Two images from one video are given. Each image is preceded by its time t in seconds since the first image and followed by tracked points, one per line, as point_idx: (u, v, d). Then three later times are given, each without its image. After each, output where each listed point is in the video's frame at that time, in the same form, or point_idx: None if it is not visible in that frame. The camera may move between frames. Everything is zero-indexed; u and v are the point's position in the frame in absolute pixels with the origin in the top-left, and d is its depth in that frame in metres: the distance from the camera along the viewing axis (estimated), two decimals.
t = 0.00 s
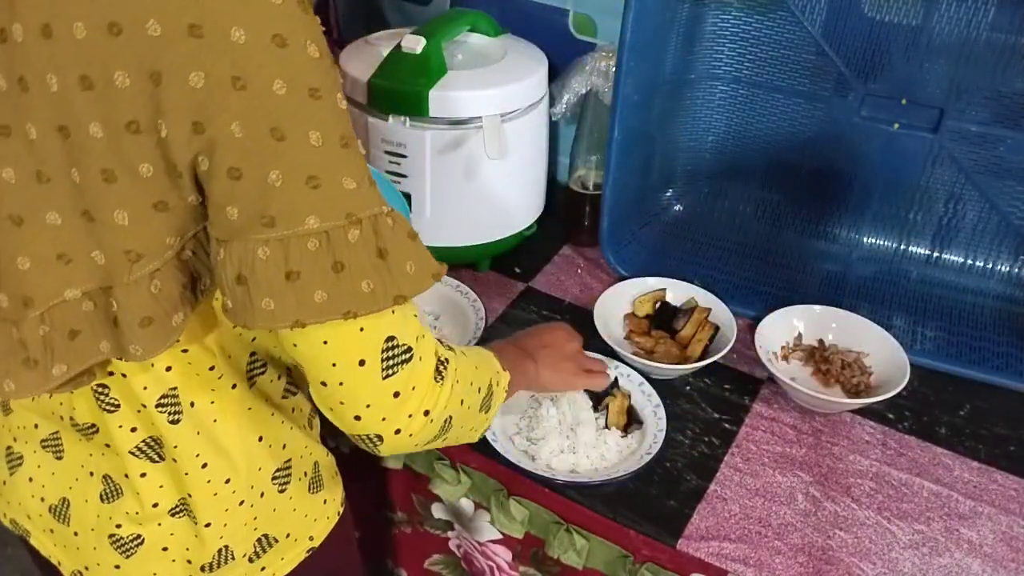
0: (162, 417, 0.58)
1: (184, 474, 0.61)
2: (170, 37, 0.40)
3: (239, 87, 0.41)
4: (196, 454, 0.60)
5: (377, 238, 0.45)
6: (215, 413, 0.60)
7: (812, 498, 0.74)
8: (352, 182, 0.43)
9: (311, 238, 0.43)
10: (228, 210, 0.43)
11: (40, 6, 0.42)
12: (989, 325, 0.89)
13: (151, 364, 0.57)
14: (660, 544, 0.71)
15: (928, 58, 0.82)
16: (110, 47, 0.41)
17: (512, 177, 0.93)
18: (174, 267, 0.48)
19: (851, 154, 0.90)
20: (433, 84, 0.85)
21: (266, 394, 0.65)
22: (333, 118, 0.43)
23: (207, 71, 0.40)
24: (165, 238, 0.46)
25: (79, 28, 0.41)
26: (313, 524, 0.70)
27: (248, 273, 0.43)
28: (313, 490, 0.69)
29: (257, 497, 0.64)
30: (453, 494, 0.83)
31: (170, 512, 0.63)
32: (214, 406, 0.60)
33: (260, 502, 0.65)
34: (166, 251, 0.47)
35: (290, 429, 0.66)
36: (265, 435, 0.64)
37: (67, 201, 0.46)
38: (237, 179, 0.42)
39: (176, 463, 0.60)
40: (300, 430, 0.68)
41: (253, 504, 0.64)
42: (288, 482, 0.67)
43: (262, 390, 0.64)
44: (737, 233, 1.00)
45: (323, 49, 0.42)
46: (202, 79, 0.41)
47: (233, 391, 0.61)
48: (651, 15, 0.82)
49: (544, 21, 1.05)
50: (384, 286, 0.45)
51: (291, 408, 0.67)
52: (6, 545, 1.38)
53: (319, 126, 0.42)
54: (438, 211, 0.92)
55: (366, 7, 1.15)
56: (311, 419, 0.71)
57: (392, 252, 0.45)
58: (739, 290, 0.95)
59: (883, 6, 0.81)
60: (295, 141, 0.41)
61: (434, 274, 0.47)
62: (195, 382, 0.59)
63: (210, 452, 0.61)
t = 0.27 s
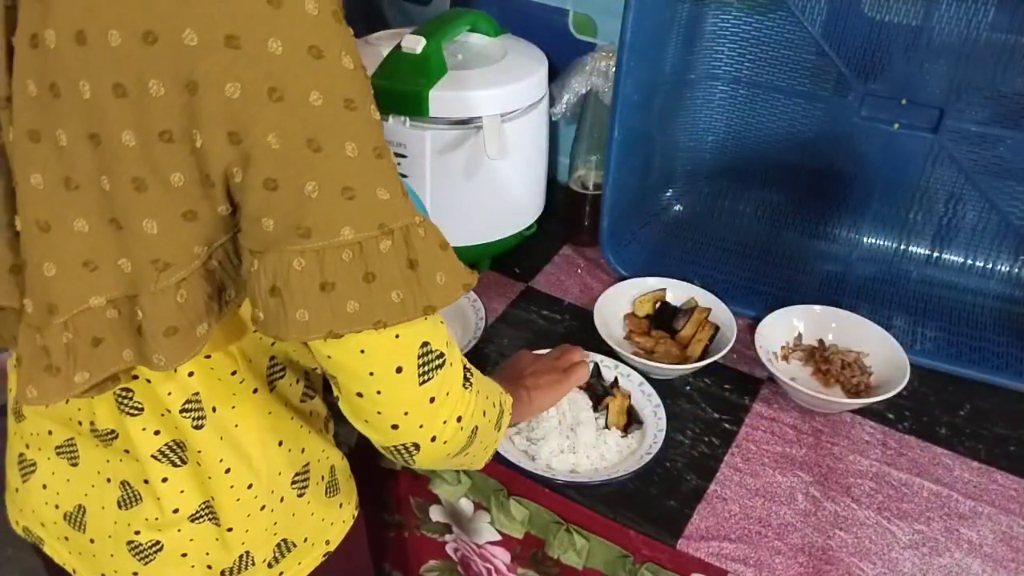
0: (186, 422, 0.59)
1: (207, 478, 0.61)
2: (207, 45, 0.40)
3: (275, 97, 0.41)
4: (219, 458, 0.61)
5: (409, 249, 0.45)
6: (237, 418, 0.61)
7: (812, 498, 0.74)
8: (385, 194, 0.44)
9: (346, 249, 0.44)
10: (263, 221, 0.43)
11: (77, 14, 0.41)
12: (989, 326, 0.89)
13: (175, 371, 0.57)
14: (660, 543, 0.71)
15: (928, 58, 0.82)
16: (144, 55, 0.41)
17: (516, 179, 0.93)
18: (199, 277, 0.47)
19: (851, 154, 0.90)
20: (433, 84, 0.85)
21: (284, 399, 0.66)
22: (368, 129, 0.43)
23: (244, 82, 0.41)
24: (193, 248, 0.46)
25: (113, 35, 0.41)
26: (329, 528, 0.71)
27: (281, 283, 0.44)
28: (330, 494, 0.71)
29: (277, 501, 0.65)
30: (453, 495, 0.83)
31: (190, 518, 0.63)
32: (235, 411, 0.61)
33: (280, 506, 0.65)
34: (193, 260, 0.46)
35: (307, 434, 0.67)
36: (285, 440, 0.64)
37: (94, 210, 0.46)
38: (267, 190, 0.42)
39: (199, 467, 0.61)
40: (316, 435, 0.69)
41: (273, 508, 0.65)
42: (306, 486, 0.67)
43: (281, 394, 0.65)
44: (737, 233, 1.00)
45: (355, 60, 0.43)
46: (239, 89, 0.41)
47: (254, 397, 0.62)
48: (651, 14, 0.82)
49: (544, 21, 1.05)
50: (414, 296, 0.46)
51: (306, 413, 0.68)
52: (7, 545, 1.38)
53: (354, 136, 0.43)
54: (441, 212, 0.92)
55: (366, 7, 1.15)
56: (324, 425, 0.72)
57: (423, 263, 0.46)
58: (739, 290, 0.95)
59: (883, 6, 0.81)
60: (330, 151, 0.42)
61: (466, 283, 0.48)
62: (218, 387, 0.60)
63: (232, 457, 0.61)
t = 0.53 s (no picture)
0: (202, 423, 0.59)
1: (223, 480, 0.61)
2: (224, 41, 0.40)
3: (291, 93, 0.41)
4: (235, 459, 0.61)
5: (412, 253, 0.45)
6: (252, 419, 0.61)
7: (812, 498, 0.74)
8: (390, 196, 0.43)
9: (349, 249, 0.43)
10: (268, 216, 0.43)
11: (94, 12, 0.42)
12: (989, 325, 0.89)
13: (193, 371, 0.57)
14: (660, 543, 0.71)
15: (928, 58, 0.82)
16: (163, 51, 0.41)
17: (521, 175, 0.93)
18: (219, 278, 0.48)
19: (851, 154, 0.91)
20: (433, 84, 0.85)
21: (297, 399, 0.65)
22: (378, 130, 0.43)
23: (260, 78, 0.41)
24: (211, 247, 0.46)
25: (131, 33, 0.41)
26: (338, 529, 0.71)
27: (283, 280, 0.43)
28: (340, 494, 0.71)
29: (290, 500, 0.65)
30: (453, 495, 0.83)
31: (205, 521, 0.63)
32: (251, 411, 0.61)
33: (293, 506, 0.66)
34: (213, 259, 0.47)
35: (319, 433, 0.68)
36: (297, 439, 0.65)
37: (111, 210, 0.46)
38: (275, 186, 0.42)
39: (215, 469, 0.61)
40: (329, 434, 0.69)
41: (286, 509, 0.65)
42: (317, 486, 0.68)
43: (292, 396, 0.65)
44: (737, 233, 1.00)
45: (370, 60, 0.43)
46: (255, 84, 0.41)
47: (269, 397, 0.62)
48: (651, 14, 0.82)
49: (544, 21, 1.05)
50: (416, 299, 0.45)
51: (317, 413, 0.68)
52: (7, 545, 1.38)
53: (365, 137, 0.42)
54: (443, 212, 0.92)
55: (366, 7, 1.15)
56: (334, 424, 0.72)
57: (426, 268, 0.45)
58: (739, 291, 0.95)
59: (883, 7, 0.82)
60: (340, 151, 0.42)
61: (470, 290, 0.47)
62: (234, 388, 0.60)
63: (249, 457, 0.61)
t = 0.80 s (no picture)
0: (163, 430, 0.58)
1: (189, 487, 0.61)
2: (139, 41, 0.37)
3: (212, 95, 0.38)
4: (200, 466, 0.60)
5: (380, 249, 0.42)
6: (222, 427, 0.60)
7: (813, 498, 0.74)
8: (347, 191, 0.40)
9: (305, 251, 0.41)
10: (217, 224, 0.40)
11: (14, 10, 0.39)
12: (989, 325, 0.89)
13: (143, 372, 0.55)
14: (660, 543, 0.71)
15: (928, 58, 0.82)
16: (80, 52, 0.38)
17: (513, 176, 0.93)
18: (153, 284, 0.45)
19: (851, 154, 0.91)
20: (433, 84, 0.85)
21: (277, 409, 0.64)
22: (321, 123, 0.40)
23: (177, 79, 0.38)
24: (142, 253, 0.43)
25: (49, 32, 0.38)
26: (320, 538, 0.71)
27: (241, 292, 0.41)
28: (325, 503, 0.71)
29: (264, 510, 0.65)
30: (453, 494, 0.83)
31: (177, 526, 0.62)
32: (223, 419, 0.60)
33: (267, 515, 0.65)
34: (145, 267, 0.44)
35: (303, 443, 0.66)
36: (274, 450, 0.64)
37: (45, 210, 0.44)
38: (213, 194, 0.39)
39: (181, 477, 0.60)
40: (313, 442, 0.68)
41: (259, 518, 0.64)
42: (298, 495, 0.67)
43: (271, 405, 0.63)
44: (737, 233, 1.00)
45: (305, 51, 0.39)
46: (172, 88, 0.38)
47: (240, 407, 0.61)
48: (651, 14, 0.82)
49: (544, 21, 1.05)
50: (390, 300, 0.43)
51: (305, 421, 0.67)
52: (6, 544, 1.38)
53: (306, 132, 0.39)
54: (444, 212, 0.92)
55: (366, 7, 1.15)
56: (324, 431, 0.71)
57: (397, 264, 0.43)
58: (738, 291, 0.95)
59: (884, 7, 0.81)
60: (274, 150, 0.39)
61: (447, 286, 0.45)
62: (201, 396, 0.58)
63: (216, 466, 0.61)
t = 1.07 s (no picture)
0: (102, 440, 0.57)
1: (135, 496, 0.61)
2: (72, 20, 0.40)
3: (118, 61, 0.40)
4: (144, 477, 0.60)
5: (344, 160, 0.43)
6: (168, 439, 0.60)
7: (814, 499, 0.74)
8: (297, 109, 0.41)
9: (266, 174, 0.41)
10: (159, 182, 0.41)
11: None
12: (991, 326, 0.89)
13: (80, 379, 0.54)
14: (660, 544, 0.70)
15: (929, 58, 0.82)
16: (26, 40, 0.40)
17: (511, 176, 0.92)
18: (82, 273, 0.46)
19: (852, 154, 0.90)
20: (433, 83, 0.84)
21: (231, 418, 0.64)
22: (246, 56, 0.41)
23: (77, 60, 0.40)
24: (68, 244, 0.45)
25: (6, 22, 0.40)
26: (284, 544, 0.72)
27: (210, 236, 0.42)
28: (292, 513, 0.71)
29: (219, 519, 0.65)
30: (453, 495, 0.82)
31: (131, 533, 0.64)
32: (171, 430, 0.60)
33: (222, 524, 0.66)
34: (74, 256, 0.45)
35: (264, 453, 0.67)
36: (231, 459, 0.64)
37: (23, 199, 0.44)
38: (147, 152, 0.41)
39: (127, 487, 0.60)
40: (279, 451, 0.69)
41: (214, 527, 0.65)
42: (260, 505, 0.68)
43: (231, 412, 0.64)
44: (738, 233, 0.99)
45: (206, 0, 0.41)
46: (73, 66, 0.40)
47: (190, 417, 0.61)
48: (651, 13, 0.82)
49: (544, 21, 1.05)
50: (316, 238, 0.43)
51: (265, 431, 0.67)
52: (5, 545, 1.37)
53: (234, 66, 0.40)
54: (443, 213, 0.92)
55: (366, 6, 1.15)
56: (295, 442, 0.71)
57: (366, 170, 0.43)
58: (739, 291, 0.95)
59: (885, 6, 0.81)
60: (204, 90, 0.40)
61: (422, 185, 0.45)
62: (147, 407, 0.58)
63: (162, 478, 0.61)
